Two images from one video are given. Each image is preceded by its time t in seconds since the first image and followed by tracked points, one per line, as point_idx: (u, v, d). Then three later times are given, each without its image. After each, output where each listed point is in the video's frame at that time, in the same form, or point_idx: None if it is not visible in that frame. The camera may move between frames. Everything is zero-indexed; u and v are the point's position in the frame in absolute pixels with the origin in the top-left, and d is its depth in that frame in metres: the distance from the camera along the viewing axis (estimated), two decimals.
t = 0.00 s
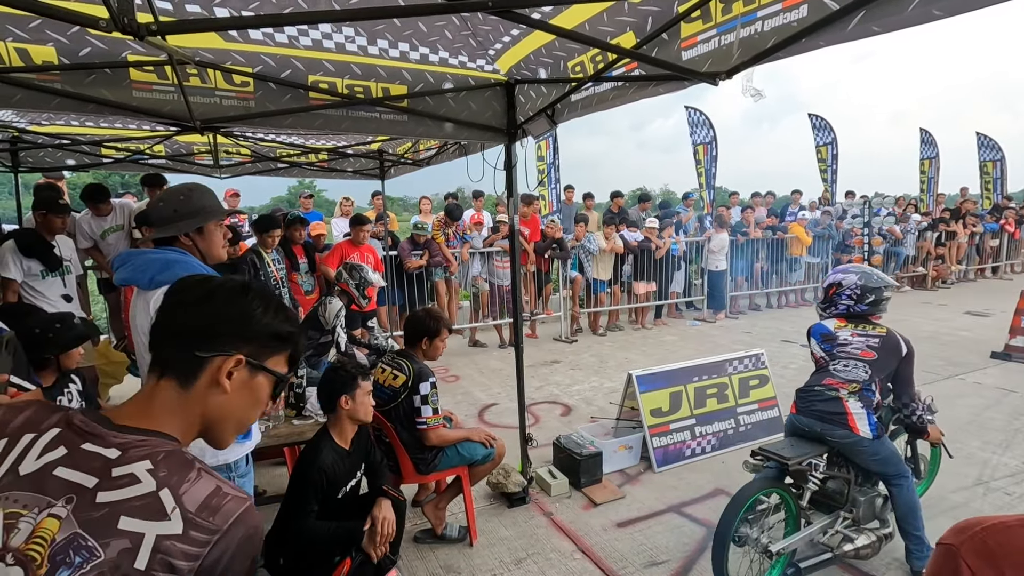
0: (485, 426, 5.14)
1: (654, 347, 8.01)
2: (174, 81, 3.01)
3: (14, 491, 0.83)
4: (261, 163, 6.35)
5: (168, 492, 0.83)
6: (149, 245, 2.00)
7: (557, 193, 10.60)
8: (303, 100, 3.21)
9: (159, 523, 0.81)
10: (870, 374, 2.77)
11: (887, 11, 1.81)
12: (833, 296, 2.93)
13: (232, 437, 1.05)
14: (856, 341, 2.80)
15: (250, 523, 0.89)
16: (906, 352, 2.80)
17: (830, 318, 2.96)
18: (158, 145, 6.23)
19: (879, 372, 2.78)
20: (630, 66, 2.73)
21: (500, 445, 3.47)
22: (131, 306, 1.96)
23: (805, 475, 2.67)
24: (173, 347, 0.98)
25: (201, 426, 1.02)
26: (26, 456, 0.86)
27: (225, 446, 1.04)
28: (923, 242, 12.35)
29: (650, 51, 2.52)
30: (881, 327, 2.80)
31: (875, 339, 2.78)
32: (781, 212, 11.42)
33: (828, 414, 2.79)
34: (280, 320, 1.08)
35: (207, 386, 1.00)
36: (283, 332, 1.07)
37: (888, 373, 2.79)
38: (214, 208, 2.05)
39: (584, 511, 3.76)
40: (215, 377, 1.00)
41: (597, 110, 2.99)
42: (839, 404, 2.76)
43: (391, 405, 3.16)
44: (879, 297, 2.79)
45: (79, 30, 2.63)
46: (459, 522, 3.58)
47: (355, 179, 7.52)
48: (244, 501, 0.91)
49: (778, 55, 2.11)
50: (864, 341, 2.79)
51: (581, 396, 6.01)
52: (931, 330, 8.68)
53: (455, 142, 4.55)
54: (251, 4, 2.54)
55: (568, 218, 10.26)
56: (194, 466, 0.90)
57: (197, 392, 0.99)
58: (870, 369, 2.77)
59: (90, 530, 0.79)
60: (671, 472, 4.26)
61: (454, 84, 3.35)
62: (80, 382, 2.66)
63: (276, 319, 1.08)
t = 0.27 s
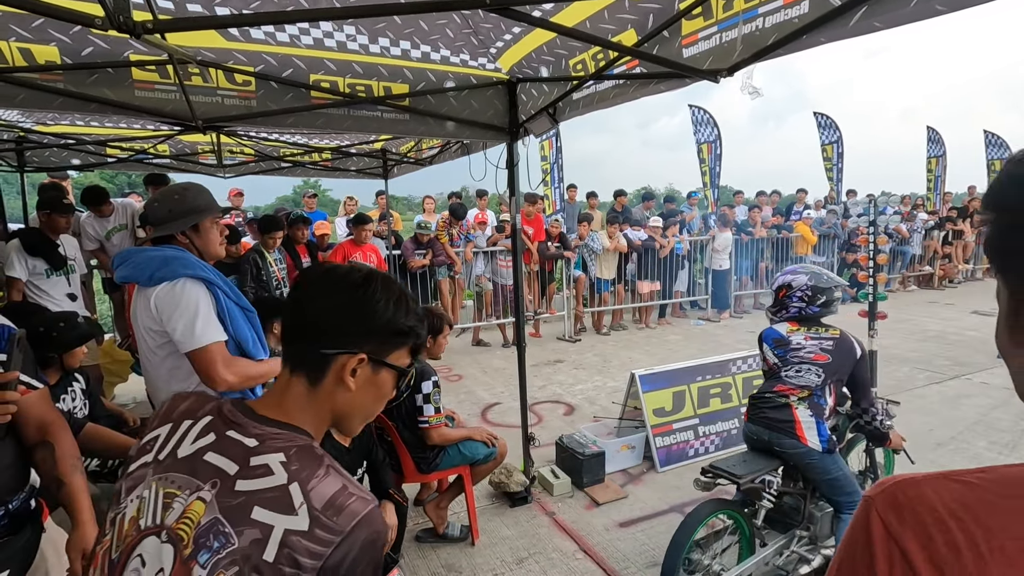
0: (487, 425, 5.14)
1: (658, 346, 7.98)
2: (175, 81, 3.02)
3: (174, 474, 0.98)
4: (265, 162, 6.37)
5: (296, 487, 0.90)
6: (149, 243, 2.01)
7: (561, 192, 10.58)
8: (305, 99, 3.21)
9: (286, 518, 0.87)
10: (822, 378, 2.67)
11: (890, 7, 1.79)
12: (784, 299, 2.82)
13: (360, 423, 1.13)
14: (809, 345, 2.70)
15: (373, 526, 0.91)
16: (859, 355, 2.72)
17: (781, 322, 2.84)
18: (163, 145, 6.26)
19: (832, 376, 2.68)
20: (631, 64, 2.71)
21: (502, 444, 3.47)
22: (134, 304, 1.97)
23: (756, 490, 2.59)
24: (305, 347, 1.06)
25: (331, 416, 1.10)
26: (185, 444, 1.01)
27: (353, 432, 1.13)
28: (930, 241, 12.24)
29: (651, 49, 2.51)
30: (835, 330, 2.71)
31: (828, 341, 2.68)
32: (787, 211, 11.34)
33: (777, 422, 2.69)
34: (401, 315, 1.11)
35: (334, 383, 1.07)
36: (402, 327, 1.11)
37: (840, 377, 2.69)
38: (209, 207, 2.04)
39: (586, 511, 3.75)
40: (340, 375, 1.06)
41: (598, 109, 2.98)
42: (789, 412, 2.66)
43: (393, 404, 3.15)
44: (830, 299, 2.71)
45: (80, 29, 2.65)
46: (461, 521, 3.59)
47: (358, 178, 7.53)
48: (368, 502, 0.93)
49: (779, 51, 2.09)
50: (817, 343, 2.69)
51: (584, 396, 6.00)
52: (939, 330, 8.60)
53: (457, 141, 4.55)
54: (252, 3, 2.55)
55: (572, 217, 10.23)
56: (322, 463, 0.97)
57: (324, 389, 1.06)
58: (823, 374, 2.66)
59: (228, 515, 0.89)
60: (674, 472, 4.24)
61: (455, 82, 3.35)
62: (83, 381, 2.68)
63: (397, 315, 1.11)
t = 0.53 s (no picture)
0: (490, 425, 5.15)
1: (662, 346, 7.96)
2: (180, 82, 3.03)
3: (313, 455, 1.06)
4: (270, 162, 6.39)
5: (420, 457, 0.95)
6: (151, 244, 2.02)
7: (564, 192, 10.56)
8: (309, 99, 3.22)
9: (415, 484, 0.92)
10: (781, 400, 2.49)
11: (895, 7, 1.78)
12: (742, 311, 2.71)
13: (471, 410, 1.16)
14: (769, 363, 2.51)
15: (494, 492, 0.93)
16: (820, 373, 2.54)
17: (739, 337, 2.68)
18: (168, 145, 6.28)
19: (793, 399, 2.51)
20: (635, 64, 2.71)
21: (505, 444, 3.47)
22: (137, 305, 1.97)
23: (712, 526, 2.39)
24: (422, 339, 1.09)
25: (447, 403, 1.13)
26: (319, 430, 1.09)
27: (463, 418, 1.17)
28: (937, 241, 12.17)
29: (655, 50, 2.50)
30: (796, 345, 2.53)
31: (788, 358, 2.49)
32: (792, 210, 11.30)
33: (731, 451, 2.56)
34: (508, 308, 1.13)
35: (448, 371, 1.10)
36: (510, 318, 1.13)
37: (801, 398, 2.52)
38: (209, 207, 2.04)
39: (589, 511, 3.75)
40: (454, 363, 1.09)
41: (601, 109, 2.97)
42: (742, 440, 2.52)
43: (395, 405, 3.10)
44: (789, 310, 2.59)
45: (85, 31, 2.66)
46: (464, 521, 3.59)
47: (362, 178, 7.54)
48: (489, 469, 0.96)
49: (783, 51, 2.08)
50: (777, 361, 2.50)
51: (588, 395, 6.00)
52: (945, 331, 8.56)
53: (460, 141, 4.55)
54: (256, 4, 2.55)
55: (576, 217, 10.21)
56: (443, 436, 1.00)
57: (439, 378, 1.10)
58: (781, 396, 2.49)
59: (363, 485, 0.96)
60: (678, 472, 4.23)
61: (459, 83, 3.35)
62: (88, 381, 2.70)
63: (504, 306, 1.12)
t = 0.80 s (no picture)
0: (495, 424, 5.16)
1: (666, 346, 7.94)
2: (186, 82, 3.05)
3: (483, 448, 1.10)
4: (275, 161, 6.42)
5: (585, 452, 1.04)
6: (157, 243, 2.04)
7: (568, 191, 10.56)
8: (314, 99, 3.23)
9: (586, 476, 1.02)
10: (751, 422, 2.19)
11: (903, 5, 1.77)
12: (698, 323, 2.39)
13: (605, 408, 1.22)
14: (733, 381, 2.22)
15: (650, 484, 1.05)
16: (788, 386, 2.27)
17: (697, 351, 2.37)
18: (174, 144, 6.31)
19: (763, 419, 2.21)
20: (640, 63, 2.70)
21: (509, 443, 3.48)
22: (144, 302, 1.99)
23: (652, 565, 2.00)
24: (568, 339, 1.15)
25: (587, 402, 1.19)
26: (480, 425, 1.14)
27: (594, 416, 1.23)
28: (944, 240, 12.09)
29: (660, 49, 2.50)
30: (757, 356, 2.25)
31: (753, 372, 2.22)
32: (797, 209, 11.25)
33: (697, 477, 2.28)
34: (643, 313, 1.20)
35: (592, 371, 1.16)
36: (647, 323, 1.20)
37: (773, 416, 2.23)
38: (214, 207, 2.05)
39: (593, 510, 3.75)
40: (599, 363, 1.15)
41: (606, 108, 2.97)
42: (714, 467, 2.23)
43: (401, 402, 3.13)
44: (750, 317, 2.31)
45: (94, 31, 2.68)
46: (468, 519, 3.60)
47: (366, 177, 7.55)
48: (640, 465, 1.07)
49: (789, 50, 2.08)
50: (741, 377, 2.22)
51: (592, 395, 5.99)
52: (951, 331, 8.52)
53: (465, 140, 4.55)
54: (262, 4, 2.56)
55: (580, 216, 10.20)
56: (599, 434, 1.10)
57: (585, 377, 1.15)
58: (751, 418, 2.19)
59: (542, 473, 1.04)
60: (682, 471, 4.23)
61: (464, 82, 3.37)
62: (96, 378, 2.72)
63: (640, 313, 1.19)
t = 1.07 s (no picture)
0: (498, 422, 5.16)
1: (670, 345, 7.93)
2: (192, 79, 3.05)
3: (651, 411, 1.26)
4: (279, 160, 6.43)
5: (752, 422, 1.21)
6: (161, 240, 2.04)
7: (572, 190, 10.54)
8: (318, 96, 3.23)
9: (757, 441, 1.19)
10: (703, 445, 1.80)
11: None
12: (650, 331, 1.88)
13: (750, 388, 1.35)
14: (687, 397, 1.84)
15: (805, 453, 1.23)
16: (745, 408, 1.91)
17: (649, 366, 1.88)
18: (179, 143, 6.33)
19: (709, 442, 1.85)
20: (645, 59, 2.69)
21: (513, 441, 3.48)
22: (149, 300, 2.00)
23: None
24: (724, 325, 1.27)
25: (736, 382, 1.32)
26: (644, 391, 1.29)
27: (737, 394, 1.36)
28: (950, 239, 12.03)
29: (665, 44, 2.49)
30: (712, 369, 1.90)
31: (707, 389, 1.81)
32: (802, 208, 11.19)
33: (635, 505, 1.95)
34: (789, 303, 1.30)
35: (746, 355, 1.28)
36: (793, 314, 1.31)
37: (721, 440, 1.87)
38: (219, 203, 2.04)
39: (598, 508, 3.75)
40: (753, 348, 1.28)
41: (611, 105, 2.96)
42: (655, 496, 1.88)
43: (407, 400, 3.15)
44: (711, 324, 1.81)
45: (100, 29, 2.68)
46: (473, 516, 3.60)
47: (370, 176, 7.56)
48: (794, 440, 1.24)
49: (796, 45, 2.06)
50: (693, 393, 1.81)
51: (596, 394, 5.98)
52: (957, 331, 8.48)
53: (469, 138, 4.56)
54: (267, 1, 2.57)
55: (584, 214, 10.18)
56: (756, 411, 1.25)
57: (738, 360, 1.28)
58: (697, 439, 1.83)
59: (716, 435, 1.20)
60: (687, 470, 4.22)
61: (468, 79, 3.36)
62: (102, 375, 2.73)
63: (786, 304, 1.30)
